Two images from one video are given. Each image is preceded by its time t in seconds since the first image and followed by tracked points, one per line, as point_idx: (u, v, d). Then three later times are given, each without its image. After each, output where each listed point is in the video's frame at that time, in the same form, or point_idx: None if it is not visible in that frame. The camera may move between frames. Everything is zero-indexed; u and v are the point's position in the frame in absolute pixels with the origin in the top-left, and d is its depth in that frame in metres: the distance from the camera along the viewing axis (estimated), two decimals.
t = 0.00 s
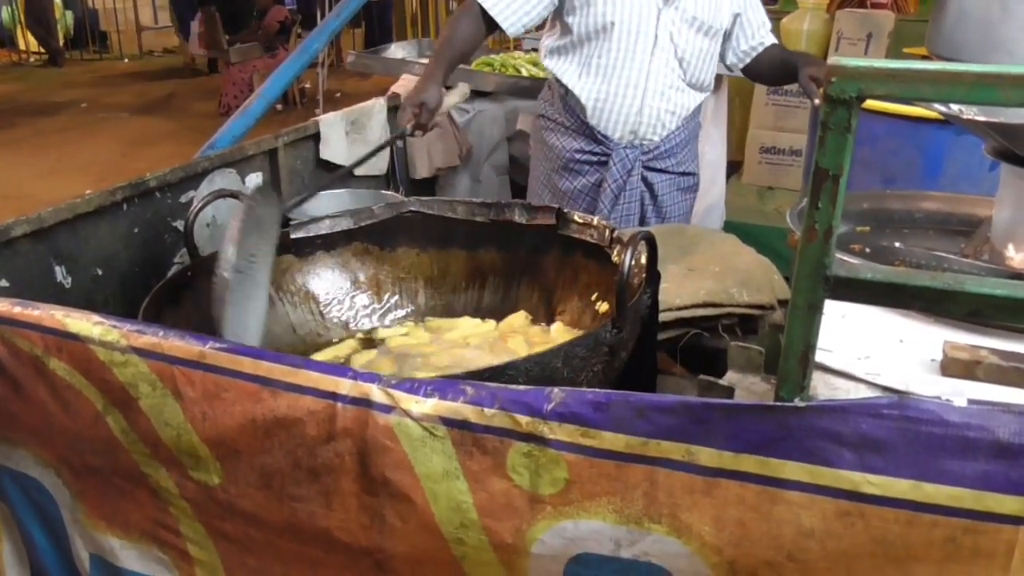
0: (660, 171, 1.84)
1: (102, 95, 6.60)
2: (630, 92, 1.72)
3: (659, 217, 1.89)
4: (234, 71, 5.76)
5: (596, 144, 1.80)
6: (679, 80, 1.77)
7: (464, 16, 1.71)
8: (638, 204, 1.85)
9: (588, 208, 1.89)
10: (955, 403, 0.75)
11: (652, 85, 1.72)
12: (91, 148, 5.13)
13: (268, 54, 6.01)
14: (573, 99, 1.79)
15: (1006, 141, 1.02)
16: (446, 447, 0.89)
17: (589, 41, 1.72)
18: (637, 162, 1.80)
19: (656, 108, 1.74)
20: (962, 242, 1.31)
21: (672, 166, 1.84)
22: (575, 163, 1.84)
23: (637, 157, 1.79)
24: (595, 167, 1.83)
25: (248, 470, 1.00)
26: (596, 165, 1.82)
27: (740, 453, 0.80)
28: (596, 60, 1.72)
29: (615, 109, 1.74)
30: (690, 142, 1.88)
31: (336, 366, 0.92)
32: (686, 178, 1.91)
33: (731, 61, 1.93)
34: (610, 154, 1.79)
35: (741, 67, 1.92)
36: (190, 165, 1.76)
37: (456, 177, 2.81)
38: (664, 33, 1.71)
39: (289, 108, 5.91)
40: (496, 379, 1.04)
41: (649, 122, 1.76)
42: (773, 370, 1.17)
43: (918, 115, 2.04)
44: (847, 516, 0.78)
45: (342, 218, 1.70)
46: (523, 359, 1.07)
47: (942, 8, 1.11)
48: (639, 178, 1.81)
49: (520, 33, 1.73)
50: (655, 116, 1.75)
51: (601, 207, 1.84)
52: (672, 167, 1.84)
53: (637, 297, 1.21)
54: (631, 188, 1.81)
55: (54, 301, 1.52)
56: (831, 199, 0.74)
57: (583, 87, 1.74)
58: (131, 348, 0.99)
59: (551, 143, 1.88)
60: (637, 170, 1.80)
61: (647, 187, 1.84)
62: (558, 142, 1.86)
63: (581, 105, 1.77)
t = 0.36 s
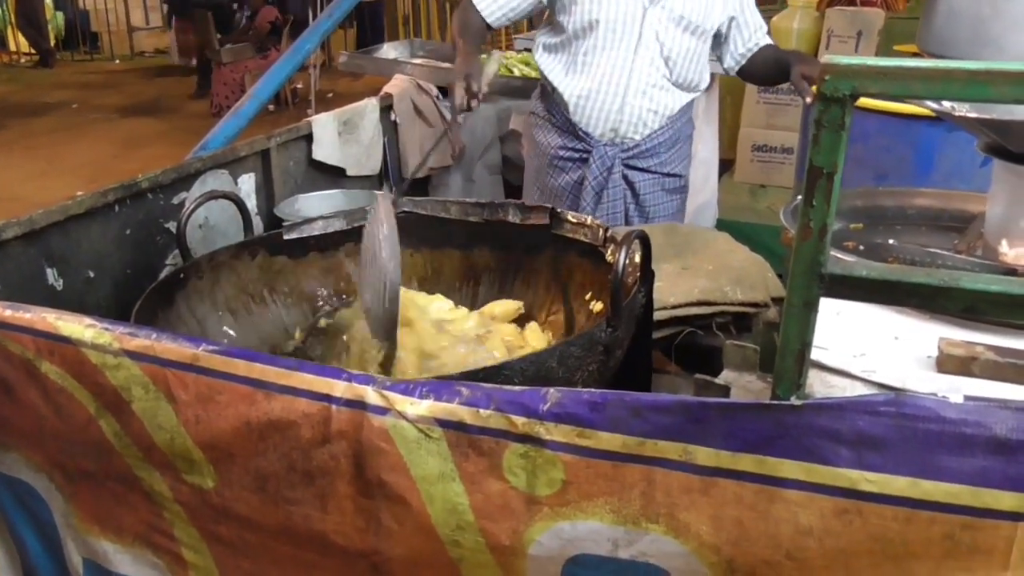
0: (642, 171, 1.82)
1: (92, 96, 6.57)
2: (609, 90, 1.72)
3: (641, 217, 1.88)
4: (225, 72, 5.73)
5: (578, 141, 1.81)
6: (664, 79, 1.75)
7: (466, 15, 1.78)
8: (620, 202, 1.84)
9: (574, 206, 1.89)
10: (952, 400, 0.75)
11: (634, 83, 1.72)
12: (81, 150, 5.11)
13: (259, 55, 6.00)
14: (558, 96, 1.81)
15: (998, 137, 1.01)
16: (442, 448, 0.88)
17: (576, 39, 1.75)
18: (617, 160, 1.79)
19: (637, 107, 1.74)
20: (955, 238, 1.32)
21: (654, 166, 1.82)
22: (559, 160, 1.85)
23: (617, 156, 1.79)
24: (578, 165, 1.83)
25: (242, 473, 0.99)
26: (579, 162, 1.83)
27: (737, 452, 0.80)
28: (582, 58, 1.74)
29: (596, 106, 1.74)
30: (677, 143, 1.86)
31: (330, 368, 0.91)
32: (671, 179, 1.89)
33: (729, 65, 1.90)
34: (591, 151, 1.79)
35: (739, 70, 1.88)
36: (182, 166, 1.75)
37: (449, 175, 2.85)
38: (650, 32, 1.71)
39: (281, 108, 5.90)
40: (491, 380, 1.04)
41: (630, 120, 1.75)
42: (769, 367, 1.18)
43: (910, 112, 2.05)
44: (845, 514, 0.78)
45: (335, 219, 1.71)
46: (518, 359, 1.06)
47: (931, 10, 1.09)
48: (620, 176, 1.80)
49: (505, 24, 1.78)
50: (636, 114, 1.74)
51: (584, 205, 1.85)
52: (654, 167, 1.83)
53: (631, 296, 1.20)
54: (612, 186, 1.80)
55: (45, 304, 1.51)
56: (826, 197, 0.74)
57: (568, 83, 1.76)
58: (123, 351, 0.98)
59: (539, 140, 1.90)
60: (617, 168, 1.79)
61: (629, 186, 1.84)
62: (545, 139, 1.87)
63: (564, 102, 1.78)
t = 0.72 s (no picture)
0: (643, 180, 1.84)
1: (83, 105, 6.56)
2: (609, 103, 1.72)
3: (642, 225, 1.89)
4: (216, 81, 5.74)
5: (578, 155, 1.80)
6: (658, 87, 1.77)
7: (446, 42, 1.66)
8: (622, 213, 1.84)
9: (574, 218, 1.88)
10: (944, 408, 0.76)
11: (632, 94, 1.72)
12: (72, 158, 5.09)
13: (251, 64, 6.01)
14: (552, 112, 1.79)
15: (988, 147, 1.01)
16: (435, 457, 0.88)
17: (567, 54, 1.73)
18: (620, 172, 1.79)
19: (636, 117, 1.74)
20: (945, 247, 1.32)
21: (654, 174, 1.84)
22: (557, 175, 1.83)
23: (619, 168, 1.79)
24: (577, 179, 1.82)
25: (233, 482, 0.99)
26: (578, 176, 1.82)
27: (730, 460, 0.80)
28: (576, 73, 1.73)
29: (597, 120, 1.74)
30: (671, 149, 1.88)
31: (323, 377, 0.91)
32: (668, 185, 1.90)
33: (707, 64, 1.94)
34: (592, 165, 1.78)
35: (717, 69, 1.92)
36: (173, 174, 1.74)
37: (441, 187, 2.85)
38: (642, 42, 1.71)
39: (272, 117, 5.90)
40: (484, 389, 1.04)
41: (631, 132, 1.75)
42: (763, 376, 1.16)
43: (900, 122, 2.06)
44: (838, 523, 0.78)
45: (327, 228, 1.71)
46: (511, 367, 1.06)
47: (922, 15, 1.09)
48: (622, 188, 1.81)
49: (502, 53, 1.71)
50: (636, 125, 1.75)
51: (585, 218, 1.83)
52: (654, 175, 1.84)
53: (624, 304, 1.20)
54: (614, 198, 1.80)
55: (35, 313, 1.50)
56: (818, 206, 0.74)
57: (564, 99, 1.74)
58: (115, 359, 0.97)
59: (533, 155, 1.87)
60: (619, 180, 1.79)
61: (630, 196, 1.84)
62: (540, 154, 1.85)
63: (561, 117, 1.77)
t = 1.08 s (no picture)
0: (643, 186, 1.84)
1: (80, 112, 6.56)
2: (605, 111, 1.72)
3: (645, 230, 1.90)
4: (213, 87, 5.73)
5: (576, 166, 1.79)
6: (653, 89, 1.77)
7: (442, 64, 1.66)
8: (623, 220, 1.84)
9: (576, 227, 1.88)
10: (942, 415, 0.76)
11: (628, 100, 1.73)
12: (68, 165, 5.09)
13: (247, 71, 6.02)
14: (548, 124, 1.78)
15: (984, 155, 1.02)
16: (433, 463, 0.88)
17: (560, 67, 1.73)
18: (620, 181, 1.79)
19: (634, 124, 1.75)
20: (942, 255, 1.33)
21: (654, 179, 1.85)
22: (557, 186, 1.83)
23: (620, 176, 1.79)
24: (577, 189, 1.81)
25: (231, 488, 0.99)
26: (577, 186, 1.81)
27: (729, 466, 0.80)
28: (570, 85, 1.72)
29: (595, 129, 1.74)
30: (667, 152, 1.89)
31: (321, 383, 0.91)
32: (667, 189, 1.91)
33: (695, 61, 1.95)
34: (592, 174, 1.78)
35: (706, 65, 1.93)
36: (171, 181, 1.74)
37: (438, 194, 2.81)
38: (633, 48, 1.71)
39: (269, 124, 5.90)
40: (482, 395, 1.04)
41: (629, 139, 1.76)
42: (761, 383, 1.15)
43: (897, 131, 2.07)
44: (836, 529, 0.78)
45: (324, 234, 1.71)
46: (509, 374, 1.06)
47: (918, 22, 1.09)
48: (623, 196, 1.81)
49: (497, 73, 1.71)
50: (634, 132, 1.76)
51: (586, 227, 1.82)
52: (654, 180, 1.85)
53: (622, 312, 1.20)
54: (616, 207, 1.80)
55: (31, 319, 1.50)
56: (817, 212, 0.75)
57: (560, 111, 1.74)
58: (111, 366, 0.97)
59: (530, 167, 1.86)
60: (620, 188, 1.79)
61: (631, 202, 1.85)
62: (538, 166, 1.84)
63: (559, 129, 1.76)
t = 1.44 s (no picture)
0: (630, 193, 1.84)
1: (77, 118, 6.56)
2: (594, 115, 1.72)
3: (631, 238, 1.89)
4: (212, 95, 5.77)
5: (564, 167, 1.80)
6: (646, 99, 1.77)
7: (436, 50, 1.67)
8: (609, 225, 1.84)
9: (562, 229, 1.88)
10: (940, 417, 0.76)
11: (618, 106, 1.73)
12: (66, 171, 5.09)
13: (245, 76, 6.02)
14: (540, 124, 1.79)
15: (980, 160, 1.02)
16: (432, 467, 0.88)
17: (556, 66, 1.74)
18: (606, 185, 1.79)
19: (622, 130, 1.75)
20: (939, 259, 1.32)
21: (642, 187, 1.84)
22: (545, 187, 1.83)
23: (605, 180, 1.79)
24: (564, 191, 1.82)
25: (229, 492, 0.99)
26: (565, 188, 1.82)
27: (727, 469, 0.80)
28: (563, 85, 1.73)
29: (582, 132, 1.74)
30: (659, 162, 1.88)
31: (319, 387, 0.91)
32: (657, 200, 1.90)
33: (702, 78, 1.95)
34: (578, 177, 1.79)
35: (712, 82, 1.94)
36: (169, 186, 1.74)
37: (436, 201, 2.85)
38: (628, 54, 1.72)
39: (266, 130, 5.91)
40: (481, 399, 1.04)
41: (616, 145, 1.76)
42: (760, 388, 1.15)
43: (894, 136, 2.08)
44: (834, 532, 0.79)
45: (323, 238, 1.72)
46: (508, 378, 1.06)
47: (913, 29, 1.09)
48: (609, 201, 1.81)
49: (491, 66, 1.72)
50: (621, 138, 1.75)
51: (573, 229, 1.83)
52: (641, 189, 1.84)
53: (620, 316, 1.19)
54: (601, 212, 1.80)
55: (29, 324, 1.50)
56: (815, 215, 0.75)
57: (551, 111, 1.74)
58: (110, 370, 0.97)
59: (522, 167, 1.88)
60: (606, 193, 1.79)
61: (617, 209, 1.84)
62: (528, 165, 1.85)
63: (548, 129, 1.77)
